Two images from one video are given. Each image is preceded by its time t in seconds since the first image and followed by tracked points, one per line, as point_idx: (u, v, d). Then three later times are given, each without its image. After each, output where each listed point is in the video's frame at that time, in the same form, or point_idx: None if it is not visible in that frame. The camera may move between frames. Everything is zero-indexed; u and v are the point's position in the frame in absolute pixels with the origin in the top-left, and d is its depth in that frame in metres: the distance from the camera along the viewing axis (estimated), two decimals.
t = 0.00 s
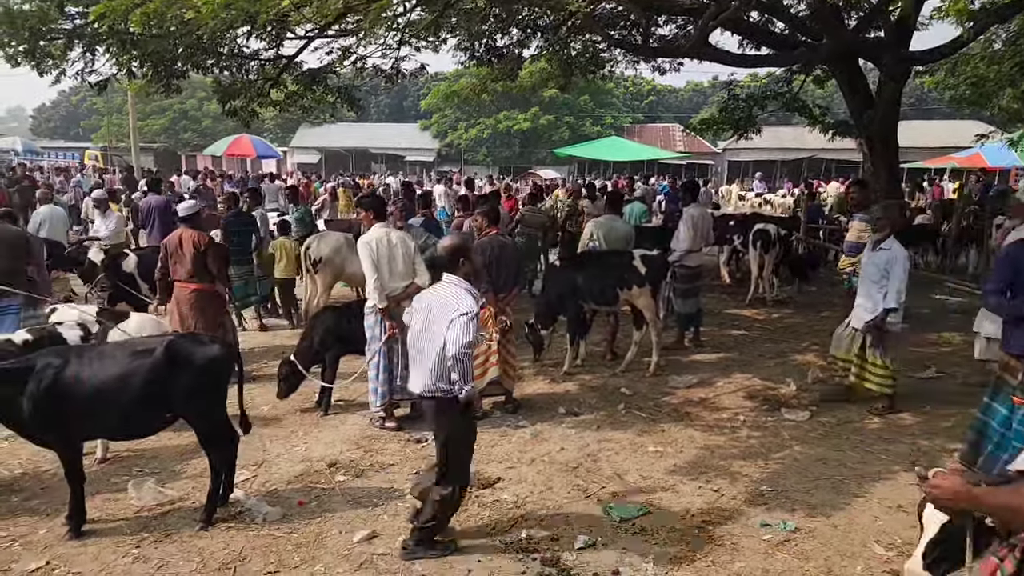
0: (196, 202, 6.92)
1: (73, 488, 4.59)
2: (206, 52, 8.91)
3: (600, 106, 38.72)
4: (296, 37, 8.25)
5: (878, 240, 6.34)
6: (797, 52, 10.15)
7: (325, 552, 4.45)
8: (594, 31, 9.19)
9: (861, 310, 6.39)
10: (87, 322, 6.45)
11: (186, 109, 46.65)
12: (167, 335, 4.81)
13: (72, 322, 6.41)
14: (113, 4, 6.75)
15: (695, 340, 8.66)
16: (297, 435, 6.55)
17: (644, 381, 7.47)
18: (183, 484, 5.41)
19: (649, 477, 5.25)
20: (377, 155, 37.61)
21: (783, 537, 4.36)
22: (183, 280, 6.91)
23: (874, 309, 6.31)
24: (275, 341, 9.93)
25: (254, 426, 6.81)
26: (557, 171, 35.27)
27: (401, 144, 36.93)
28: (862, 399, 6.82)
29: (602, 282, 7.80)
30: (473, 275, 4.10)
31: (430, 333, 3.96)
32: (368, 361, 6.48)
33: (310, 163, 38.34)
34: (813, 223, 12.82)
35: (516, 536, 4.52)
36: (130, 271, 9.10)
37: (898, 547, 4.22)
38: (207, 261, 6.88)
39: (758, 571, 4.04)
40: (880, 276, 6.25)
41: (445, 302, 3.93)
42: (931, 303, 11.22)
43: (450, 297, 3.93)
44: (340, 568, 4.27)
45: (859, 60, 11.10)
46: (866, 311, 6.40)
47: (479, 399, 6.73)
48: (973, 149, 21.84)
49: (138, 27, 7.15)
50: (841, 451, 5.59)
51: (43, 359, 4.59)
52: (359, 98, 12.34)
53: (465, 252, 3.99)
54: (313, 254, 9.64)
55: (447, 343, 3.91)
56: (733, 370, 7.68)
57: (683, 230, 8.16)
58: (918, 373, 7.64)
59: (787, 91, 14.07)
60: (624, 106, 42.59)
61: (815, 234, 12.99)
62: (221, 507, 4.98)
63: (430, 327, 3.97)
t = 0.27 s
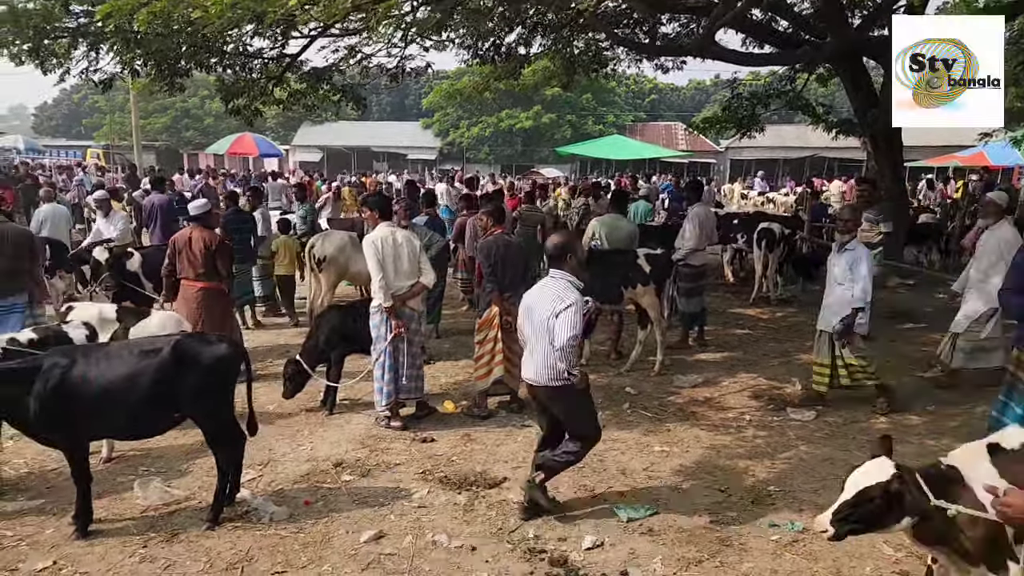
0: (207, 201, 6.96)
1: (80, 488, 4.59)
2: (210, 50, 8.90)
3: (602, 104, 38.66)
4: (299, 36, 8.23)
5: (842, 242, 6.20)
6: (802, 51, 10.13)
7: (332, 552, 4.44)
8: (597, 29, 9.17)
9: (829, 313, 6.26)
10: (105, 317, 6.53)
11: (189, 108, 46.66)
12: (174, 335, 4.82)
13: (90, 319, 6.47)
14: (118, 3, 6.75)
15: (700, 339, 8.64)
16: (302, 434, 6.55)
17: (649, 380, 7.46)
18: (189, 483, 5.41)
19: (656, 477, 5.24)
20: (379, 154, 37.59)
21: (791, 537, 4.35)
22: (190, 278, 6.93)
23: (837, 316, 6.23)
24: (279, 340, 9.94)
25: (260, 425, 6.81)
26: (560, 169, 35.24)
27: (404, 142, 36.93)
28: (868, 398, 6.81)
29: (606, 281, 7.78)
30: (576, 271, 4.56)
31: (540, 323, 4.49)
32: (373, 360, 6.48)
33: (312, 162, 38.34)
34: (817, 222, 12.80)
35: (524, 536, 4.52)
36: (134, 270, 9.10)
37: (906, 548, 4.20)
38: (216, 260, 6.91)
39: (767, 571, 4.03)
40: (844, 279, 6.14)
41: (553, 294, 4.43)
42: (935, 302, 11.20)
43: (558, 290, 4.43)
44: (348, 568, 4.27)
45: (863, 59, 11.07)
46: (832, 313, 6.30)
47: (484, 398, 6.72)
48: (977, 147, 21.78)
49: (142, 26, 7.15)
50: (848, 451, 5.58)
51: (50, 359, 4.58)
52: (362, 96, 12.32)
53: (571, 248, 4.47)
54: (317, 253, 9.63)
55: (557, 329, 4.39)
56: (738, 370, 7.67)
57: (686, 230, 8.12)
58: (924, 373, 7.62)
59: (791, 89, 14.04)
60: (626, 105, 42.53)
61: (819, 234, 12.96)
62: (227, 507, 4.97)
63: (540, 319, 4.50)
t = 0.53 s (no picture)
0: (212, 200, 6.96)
1: (86, 488, 4.59)
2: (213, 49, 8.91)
3: (604, 102, 38.62)
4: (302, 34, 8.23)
5: (810, 241, 6.47)
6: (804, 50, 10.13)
7: (339, 552, 4.44)
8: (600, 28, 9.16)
9: (802, 312, 6.39)
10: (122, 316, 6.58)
11: (190, 106, 46.66)
12: (181, 334, 4.81)
13: (107, 316, 6.51)
14: (123, 3, 6.76)
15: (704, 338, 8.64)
16: (307, 433, 6.55)
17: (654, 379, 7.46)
18: (195, 482, 5.41)
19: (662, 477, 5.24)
20: (380, 152, 37.58)
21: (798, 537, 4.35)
22: (193, 277, 6.96)
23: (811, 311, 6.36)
24: (283, 339, 9.94)
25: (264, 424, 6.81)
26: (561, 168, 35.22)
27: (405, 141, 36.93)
28: (873, 398, 6.80)
29: (610, 280, 7.78)
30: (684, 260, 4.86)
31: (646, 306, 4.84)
32: (378, 360, 6.48)
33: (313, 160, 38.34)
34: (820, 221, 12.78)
35: (530, 536, 4.52)
36: (138, 269, 9.11)
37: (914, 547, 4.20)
38: (219, 260, 6.91)
39: (774, 571, 4.03)
40: (813, 276, 6.35)
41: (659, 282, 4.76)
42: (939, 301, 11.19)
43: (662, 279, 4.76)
44: (355, 568, 4.27)
45: (866, 58, 11.06)
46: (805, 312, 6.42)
47: (488, 398, 6.72)
48: (979, 146, 21.72)
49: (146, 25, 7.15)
50: (853, 450, 5.58)
51: (57, 359, 4.59)
52: (365, 96, 12.33)
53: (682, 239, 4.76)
54: (320, 252, 9.63)
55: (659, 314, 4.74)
56: (742, 369, 7.66)
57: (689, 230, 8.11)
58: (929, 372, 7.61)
59: (793, 88, 14.03)
60: (627, 103, 42.51)
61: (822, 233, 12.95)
62: (233, 506, 4.97)
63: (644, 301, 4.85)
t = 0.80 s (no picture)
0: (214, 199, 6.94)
1: (91, 487, 4.58)
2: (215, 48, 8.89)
3: (605, 101, 38.58)
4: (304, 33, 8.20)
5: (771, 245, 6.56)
6: (807, 49, 10.11)
7: (344, 551, 4.43)
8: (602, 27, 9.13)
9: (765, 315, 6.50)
10: (132, 316, 6.50)
11: (191, 105, 46.64)
12: (186, 333, 4.82)
13: (116, 316, 6.45)
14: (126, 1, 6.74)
15: (707, 337, 8.63)
16: (311, 432, 6.55)
17: (657, 379, 7.45)
18: (199, 481, 5.41)
19: (666, 476, 5.24)
20: (381, 151, 37.57)
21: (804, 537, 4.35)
22: (193, 275, 6.99)
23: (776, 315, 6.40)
24: (285, 337, 9.93)
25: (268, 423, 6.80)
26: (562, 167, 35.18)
27: (405, 140, 36.93)
28: (877, 397, 6.79)
29: (613, 279, 7.77)
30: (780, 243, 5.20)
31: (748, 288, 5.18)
32: (382, 359, 6.48)
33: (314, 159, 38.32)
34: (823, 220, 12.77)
35: (535, 536, 4.51)
36: (140, 268, 9.10)
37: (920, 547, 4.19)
38: (218, 259, 6.89)
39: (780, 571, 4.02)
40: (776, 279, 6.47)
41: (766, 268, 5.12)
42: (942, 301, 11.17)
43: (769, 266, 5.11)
44: (359, 567, 4.26)
45: (869, 57, 11.03)
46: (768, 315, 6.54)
47: (492, 397, 6.72)
48: (980, 145, 21.66)
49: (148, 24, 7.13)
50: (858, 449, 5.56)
51: (62, 357, 4.59)
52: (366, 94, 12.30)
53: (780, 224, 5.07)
54: (323, 251, 9.63)
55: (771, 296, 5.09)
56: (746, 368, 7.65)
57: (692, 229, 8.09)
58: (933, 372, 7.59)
59: (796, 87, 14.00)
60: (628, 102, 42.50)
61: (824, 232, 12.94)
62: (238, 505, 4.97)
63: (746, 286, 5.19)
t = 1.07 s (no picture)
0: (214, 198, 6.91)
1: (95, 486, 4.58)
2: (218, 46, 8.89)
3: (606, 101, 38.55)
4: (307, 31, 8.21)
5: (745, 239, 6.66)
6: (809, 48, 10.10)
7: (347, 550, 4.42)
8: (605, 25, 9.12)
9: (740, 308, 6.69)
10: (135, 315, 6.54)
11: (192, 104, 46.59)
12: (190, 332, 4.82)
13: (119, 315, 6.49)
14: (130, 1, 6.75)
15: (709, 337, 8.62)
16: (314, 431, 6.54)
17: (660, 378, 7.44)
18: (202, 480, 5.41)
19: (670, 475, 5.23)
20: (382, 150, 37.57)
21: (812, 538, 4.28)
22: (197, 275, 7.01)
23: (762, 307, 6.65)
24: (287, 337, 9.93)
25: (270, 422, 6.80)
26: (563, 166, 35.18)
27: (406, 139, 36.93)
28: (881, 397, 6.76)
29: (616, 279, 7.76)
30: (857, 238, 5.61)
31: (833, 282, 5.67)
32: (385, 358, 6.47)
33: (315, 158, 38.32)
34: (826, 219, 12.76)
35: (539, 535, 4.50)
36: (143, 267, 9.10)
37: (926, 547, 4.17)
38: (218, 259, 6.87)
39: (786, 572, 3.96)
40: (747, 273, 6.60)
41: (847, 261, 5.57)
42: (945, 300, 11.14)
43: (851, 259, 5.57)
44: (363, 567, 4.25)
45: (872, 56, 11.02)
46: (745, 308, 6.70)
47: (495, 396, 6.71)
48: (982, 145, 21.61)
49: (152, 23, 7.14)
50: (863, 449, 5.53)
51: (65, 357, 4.58)
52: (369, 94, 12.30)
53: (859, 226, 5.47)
54: (325, 250, 9.64)
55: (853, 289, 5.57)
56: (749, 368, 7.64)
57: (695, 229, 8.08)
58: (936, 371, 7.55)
59: (798, 86, 13.98)
60: (629, 101, 42.50)
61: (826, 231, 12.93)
62: (241, 504, 4.96)
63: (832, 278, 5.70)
